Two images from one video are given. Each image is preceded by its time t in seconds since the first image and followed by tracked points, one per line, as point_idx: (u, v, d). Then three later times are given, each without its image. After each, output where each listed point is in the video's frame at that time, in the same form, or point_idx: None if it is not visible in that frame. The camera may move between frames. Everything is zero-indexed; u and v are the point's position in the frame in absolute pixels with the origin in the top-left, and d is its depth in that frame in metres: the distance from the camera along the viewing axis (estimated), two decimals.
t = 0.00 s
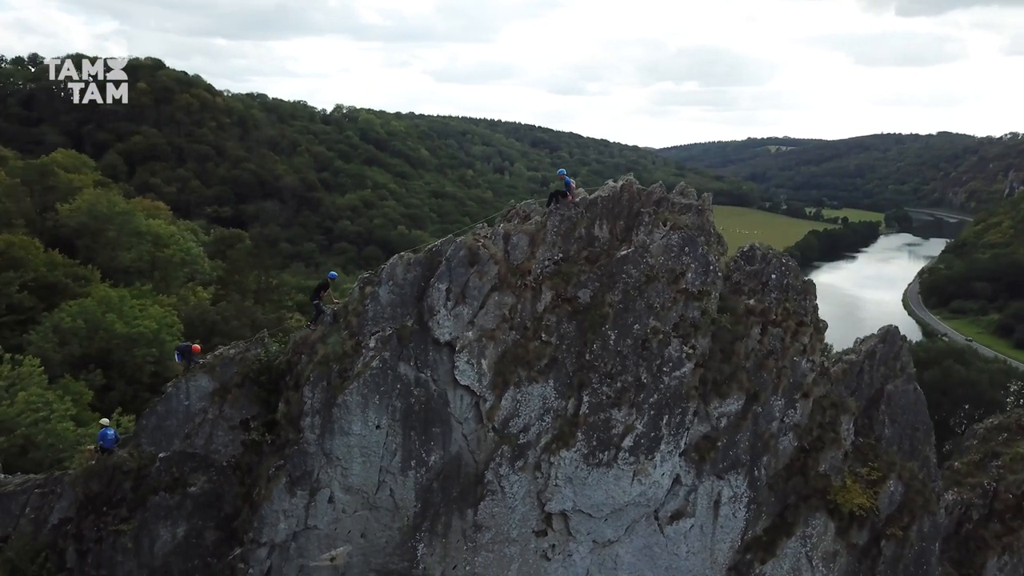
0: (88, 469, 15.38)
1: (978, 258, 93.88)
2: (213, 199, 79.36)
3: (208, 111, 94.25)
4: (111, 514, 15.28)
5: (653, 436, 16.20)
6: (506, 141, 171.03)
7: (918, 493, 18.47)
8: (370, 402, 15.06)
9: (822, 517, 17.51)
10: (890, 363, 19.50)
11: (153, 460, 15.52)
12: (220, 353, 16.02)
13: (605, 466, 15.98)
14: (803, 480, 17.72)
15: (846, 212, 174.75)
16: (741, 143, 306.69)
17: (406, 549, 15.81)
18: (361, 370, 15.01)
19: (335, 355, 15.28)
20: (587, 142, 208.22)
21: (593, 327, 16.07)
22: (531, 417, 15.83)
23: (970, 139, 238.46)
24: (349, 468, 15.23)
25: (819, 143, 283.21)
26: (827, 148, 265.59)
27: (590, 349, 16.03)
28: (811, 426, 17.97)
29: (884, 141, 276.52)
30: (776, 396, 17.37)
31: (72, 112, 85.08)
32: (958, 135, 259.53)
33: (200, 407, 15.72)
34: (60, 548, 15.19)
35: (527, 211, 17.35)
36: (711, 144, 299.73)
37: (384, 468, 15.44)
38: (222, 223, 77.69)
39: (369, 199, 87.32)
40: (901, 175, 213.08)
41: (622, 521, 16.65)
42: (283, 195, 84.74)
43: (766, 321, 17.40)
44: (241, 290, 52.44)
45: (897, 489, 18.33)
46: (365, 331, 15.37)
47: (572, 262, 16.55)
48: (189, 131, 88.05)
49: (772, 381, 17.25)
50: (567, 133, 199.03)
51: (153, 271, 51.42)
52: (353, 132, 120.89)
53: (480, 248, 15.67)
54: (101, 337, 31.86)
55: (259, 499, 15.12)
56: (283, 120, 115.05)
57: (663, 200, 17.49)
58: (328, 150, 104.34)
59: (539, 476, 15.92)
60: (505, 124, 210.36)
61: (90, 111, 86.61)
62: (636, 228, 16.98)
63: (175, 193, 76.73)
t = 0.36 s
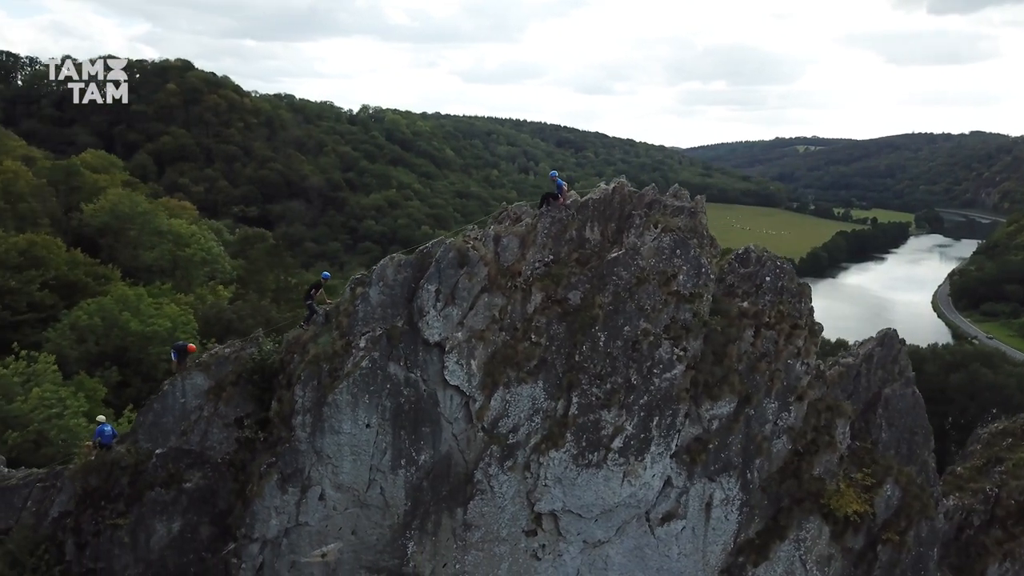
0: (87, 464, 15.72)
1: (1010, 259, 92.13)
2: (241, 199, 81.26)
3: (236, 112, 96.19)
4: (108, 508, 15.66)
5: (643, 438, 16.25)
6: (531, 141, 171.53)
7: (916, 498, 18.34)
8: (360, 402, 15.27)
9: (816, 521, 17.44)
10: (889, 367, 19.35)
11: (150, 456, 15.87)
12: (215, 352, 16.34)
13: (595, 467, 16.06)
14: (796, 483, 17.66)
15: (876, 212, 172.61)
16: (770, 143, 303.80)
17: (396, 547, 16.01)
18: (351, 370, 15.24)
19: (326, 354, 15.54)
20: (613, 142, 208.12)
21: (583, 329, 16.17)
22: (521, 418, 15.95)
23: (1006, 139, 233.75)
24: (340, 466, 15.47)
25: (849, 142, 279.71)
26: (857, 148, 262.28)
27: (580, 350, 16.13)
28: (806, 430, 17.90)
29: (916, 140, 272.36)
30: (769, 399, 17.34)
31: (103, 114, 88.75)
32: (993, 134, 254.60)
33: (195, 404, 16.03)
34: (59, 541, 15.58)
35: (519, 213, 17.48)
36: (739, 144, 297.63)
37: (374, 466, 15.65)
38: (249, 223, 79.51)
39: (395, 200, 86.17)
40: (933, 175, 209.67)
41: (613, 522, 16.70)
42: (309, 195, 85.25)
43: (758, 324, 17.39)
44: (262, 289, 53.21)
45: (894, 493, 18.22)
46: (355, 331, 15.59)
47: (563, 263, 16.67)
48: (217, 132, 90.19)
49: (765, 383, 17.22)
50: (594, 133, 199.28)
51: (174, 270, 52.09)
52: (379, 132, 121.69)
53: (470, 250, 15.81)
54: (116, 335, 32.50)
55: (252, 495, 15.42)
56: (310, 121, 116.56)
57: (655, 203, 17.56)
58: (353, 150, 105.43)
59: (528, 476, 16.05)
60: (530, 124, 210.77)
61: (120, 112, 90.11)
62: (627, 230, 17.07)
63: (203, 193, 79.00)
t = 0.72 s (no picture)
0: (89, 459, 16.16)
1: None
2: (270, 198, 82.55)
3: (266, 112, 97.73)
4: (109, 502, 16.06)
5: (636, 440, 16.29)
6: (560, 141, 171.46)
7: (915, 504, 18.19)
8: (353, 401, 15.51)
9: (813, 525, 17.36)
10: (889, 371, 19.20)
11: (150, 452, 16.25)
12: (213, 351, 16.73)
13: (587, 469, 16.11)
14: (793, 487, 17.59)
15: (909, 213, 169.93)
16: (803, 143, 300.41)
17: (389, 544, 16.22)
18: (344, 370, 15.47)
19: (320, 354, 15.81)
20: (642, 142, 207.51)
21: (575, 331, 16.25)
22: (513, 418, 16.07)
23: None
24: (334, 464, 15.72)
25: (884, 142, 275.46)
26: (892, 147, 258.25)
27: (572, 352, 16.21)
28: (803, 433, 17.82)
29: (953, 139, 267.38)
30: (765, 402, 17.29)
31: (136, 115, 91.57)
32: None
33: (194, 402, 16.40)
34: (63, 533, 16.03)
35: (513, 215, 17.60)
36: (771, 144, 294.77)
37: (368, 465, 15.87)
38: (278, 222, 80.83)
39: (422, 200, 86.41)
40: (970, 175, 205.69)
41: (606, 523, 16.74)
42: (337, 195, 85.81)
43: (754, 327, 17.35)
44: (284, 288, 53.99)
45: (893, 498, 18.08)
46: (348, 332, 15.81)
47: (556, 265, 16.77)
48: (248, 132, 92.06)
49: (760, 387, 17.18)
50: (623, 133, 198.93)
51: (198, 269, 52.93)
52: (407, 133, 122.50)
53: (462, 252, 15.98)
54: (135, 333, 33.21)
55: (247, 492, 15.71)
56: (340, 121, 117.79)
57: (650, 205, 17.60)
58: (382, 150, 106.35)
59: (520, 476, 16.15)
60: (559, 124, 210.90)
61: (153, 113, 92.87)
62: (620, 233, 17.12)
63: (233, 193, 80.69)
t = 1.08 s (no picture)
0: (98, 453, 16.63)
1: None
2: (303, 198, 83.73)
3: (301, 113, 99.24)
4: (116, 495, 16.51)
5: (632, 441, 16.33)
6: (593, 141, 171.09)
7: (920, 510, 17.98)
8: (350, 400, 15.78)
9: (813, 530, 17.26)
10: (894, 376, 18.96)
11: (155, 446, 16.65)
12: (217, 349, 17.11)
13: (583, 469, 16.19)
14: (792, 490, 17.49)
15: (950, 214, 166.55)
16: (843, 143, 295.98)
17: (386, 542, 16.43)
18: (341, 369, 15.73)
19: (318, 353, 16.08)
20: (676, 142, 206.49)
21: (571, 332, 16.32)
22: (508, 418, 16.20)
23: None
24: (332, 461, 16.00)
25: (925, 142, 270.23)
26: (934, 147, 253.23)
27: (568, 353, 16.29)
28: (803, 437, 17.70)
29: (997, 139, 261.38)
30: (764, 405, 17.22)
31: (174, 116, 93.98)
32: None
33: (198, 399, 16.77)
34: (71, 524, 16.50)
35: (511, 217, 17.73)
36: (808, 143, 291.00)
37: (366, 462, 16.13)
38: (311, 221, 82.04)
39: (452, 200, 86.61)
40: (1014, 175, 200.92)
41: (602, 524, 16.80)
42: (370, 194, 86.48)
43: (753, 330, 17.28)
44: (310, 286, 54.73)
45: (897, 503, 17.87)
46: (346, 331, 16.06)
47: (553, 267, 16.85)
48: (283, 132, 93.82)
49: (759, 390, 17.13)
50: (656, 133, 198.20)
51: (225, 268, 53.84)
52: (440, 133, 123.25)
53: (459, 253, 16.18)
54: (158, 330, 33.90)
55: (247, 487, 16.06)
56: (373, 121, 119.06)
57: (648, 208, 17.61)
58: (414, 150, 107.20)
59: (516, 475, 16.29)
60: (592, 124, 210.70)
61: (192, 114, 95.34)
62: (618, 234, 17.16)
63: (267, 193, 82.29)
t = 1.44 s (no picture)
0: (108, 445, 17.11)
1: None
2: (338, 198, 84.77)
3: (337, 113, 100.56)
4: (125, 487, 16.97)
5: (629, 442, 16.38)
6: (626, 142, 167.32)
7: (925, 516, 17.76)
8: (349, 397, 16.06)
9: (814, 534, 17.12)
10: (900, 379, 18.72)
11: (163, 441, 17.08)
12: (223, 346, 17.48)
13: (580, 469, 16.28)
14: (793, 494, 17.37)
15: (995, 216, 162.65)
16: (885, 143, 290.87)
17: (385, 538, 16.67)
18: (340, 367, 16.01)
19: (318, 351, 16.37)
20: (712, 142, 204.92)
21: (569, 332, 16.43)
22: (505, 418, 16.35)
23: None
24: (331, 457, 16.29)
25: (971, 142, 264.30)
26: (980, 147, 247.55)
27: (565, 354, 16.39)
28: (804, 440, 17.55)
29: None
30: (764, 407, 17.14)
31: (214, 116, 95.99)
32: None
33: (204, 394, 17.16)
34: (82, 515, 17.02)
35: (511, 217, 17.84)
36: (849, 143, 286.53)
37: (365, 459, 16.38)
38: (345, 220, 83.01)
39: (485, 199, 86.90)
40: None
41: (600, 524, 16.86)
42: (403, 193, 87.18)
43: (753, 332, 17.22)
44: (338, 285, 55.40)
45: (901, 509, 17.65)
46: (347, 329, 16.34)
47: (551, 268, 16.93)
48: (319, 133, 95.36)
49: (759, 393, 17.05)
50: (693, 132, 196.94)
51: (254, 266, 54.74)
52: (475, 134, 123.78)
53: (456, 254, 16.37)
54: (182, 327, 34.55)
55: (250, 482, 16.41)
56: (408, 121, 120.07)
57: (648, 209, 17.63)
58: (448, 150, 107.86)
59: (513, 475, 16.43)
60: (627, 124, 210.17)
61: (230, 115, 97.31)
62: (617, 236, 17.20)
63: (303, 193, 83.59)
